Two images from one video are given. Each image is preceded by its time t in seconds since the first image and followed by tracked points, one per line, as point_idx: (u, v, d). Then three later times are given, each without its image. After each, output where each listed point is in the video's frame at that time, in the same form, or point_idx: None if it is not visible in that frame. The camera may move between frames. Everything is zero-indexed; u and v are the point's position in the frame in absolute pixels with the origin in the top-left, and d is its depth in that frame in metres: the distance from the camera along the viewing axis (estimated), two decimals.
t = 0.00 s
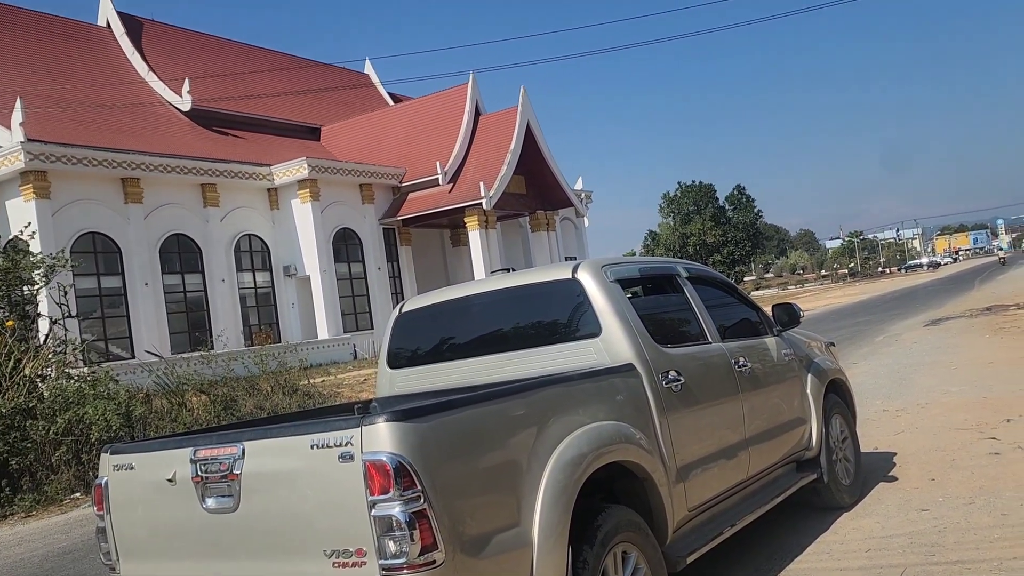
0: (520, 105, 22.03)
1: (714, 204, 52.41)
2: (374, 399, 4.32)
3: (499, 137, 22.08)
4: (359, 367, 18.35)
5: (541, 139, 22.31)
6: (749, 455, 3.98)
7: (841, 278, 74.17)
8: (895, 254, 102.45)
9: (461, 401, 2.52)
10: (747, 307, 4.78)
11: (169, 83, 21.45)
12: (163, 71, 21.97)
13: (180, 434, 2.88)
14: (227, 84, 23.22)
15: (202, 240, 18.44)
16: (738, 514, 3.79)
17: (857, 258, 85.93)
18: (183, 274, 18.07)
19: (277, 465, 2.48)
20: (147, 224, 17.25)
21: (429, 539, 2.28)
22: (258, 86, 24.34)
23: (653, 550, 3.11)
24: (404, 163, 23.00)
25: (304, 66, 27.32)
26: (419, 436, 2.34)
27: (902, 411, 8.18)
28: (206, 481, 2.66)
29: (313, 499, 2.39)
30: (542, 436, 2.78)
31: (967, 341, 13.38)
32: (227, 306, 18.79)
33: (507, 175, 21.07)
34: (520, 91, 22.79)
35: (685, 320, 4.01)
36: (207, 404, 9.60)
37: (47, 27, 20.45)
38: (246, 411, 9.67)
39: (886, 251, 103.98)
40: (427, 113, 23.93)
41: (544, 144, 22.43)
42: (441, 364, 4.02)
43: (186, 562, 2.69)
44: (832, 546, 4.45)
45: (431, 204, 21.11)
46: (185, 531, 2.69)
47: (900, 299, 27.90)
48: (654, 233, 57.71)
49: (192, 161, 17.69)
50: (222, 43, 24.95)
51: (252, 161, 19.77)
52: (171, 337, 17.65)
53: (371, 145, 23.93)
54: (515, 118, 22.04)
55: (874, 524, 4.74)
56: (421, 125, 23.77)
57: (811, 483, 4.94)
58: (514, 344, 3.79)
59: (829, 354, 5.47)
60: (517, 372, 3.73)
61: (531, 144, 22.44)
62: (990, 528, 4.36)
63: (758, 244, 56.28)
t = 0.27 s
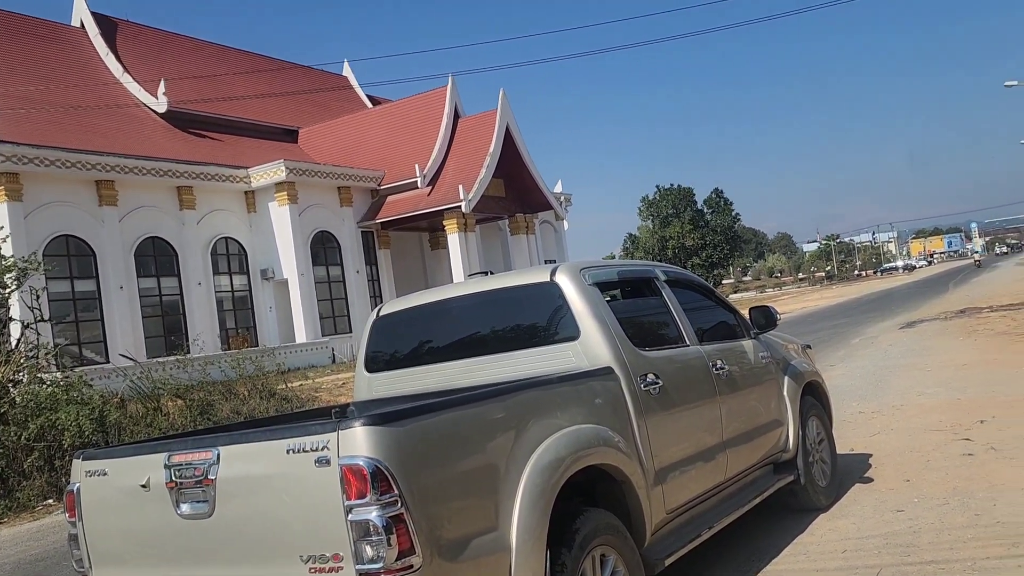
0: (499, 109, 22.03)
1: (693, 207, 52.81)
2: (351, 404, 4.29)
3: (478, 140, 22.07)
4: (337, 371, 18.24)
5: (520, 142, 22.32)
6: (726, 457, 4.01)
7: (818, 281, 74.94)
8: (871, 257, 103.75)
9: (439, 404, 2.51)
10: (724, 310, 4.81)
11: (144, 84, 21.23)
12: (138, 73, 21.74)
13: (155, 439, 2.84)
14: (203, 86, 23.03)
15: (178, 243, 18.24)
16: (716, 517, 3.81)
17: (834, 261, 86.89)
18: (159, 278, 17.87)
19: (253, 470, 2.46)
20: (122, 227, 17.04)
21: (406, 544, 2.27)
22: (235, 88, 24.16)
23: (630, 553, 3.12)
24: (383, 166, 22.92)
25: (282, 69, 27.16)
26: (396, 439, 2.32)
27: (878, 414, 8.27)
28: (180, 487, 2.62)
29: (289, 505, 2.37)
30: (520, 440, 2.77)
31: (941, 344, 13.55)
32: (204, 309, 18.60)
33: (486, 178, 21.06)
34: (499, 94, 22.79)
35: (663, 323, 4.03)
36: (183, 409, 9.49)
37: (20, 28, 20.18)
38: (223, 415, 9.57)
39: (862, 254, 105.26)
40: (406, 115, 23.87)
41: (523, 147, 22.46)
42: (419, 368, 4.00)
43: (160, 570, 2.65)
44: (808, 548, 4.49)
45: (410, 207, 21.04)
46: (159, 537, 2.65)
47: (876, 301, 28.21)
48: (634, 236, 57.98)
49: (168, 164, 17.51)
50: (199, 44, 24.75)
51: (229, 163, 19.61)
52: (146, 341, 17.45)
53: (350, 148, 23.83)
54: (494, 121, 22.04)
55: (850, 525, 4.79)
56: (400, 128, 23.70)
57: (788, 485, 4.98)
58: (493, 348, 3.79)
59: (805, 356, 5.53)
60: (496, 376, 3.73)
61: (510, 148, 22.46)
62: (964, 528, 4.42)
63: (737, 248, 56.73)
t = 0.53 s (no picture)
0: (475, 112, 22.05)
1: (666, 211, 53.27)
2: (324, 408, 4.26)
3: (453, 144, 22.06)
4: (311, 375, 18.10)
5: (495, 146, 22.35)
6: (699, 460, 4.04)
7: (789, 284, 75.87)
8: (842, 261, 105.22)
9: (412, 409, 2.50)
10: (697, 314, 4.85)
11: (115, 86, 20.93)
12: (108, 74, 21.42)
13: (124, 445, 2.81)
14: (175, 88, 22.76)
15: (149, 246, 18.01)
16: (689, 519, 3.84)
17: (805, 265, 87.99)
18: (129, 281, 17.61)
19: (224, 475, 2.43)
20: (91, 230, 16.77)
21: (379, 549, 2.26)
22: (208, 90, 23.92)
23: (604, 556, 3.13)
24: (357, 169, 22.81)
25: (256, 71, 26.94)
26: (369, 444, 2.32)
27: (848, 416, 8.39)
28: (149, 493, 2.59)
29: (260, 510, 2.35)
30: (494, 444, 2.78)
31: (910, 347, 13.79)
32: (175, 313, 18.36)
33: (461, 181, 21.04)
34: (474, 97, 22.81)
35: (637, 327, 4.06)
36: (153, 414, 9.36)
37: None
38: (194, 420, 9.44)
39: (833, 258, 106.74)
40: (380, 119, 23.80)
41: (497, 151, 22.49)
42: (393, 372, 3.99)
43: None
44: (780, 549, 4.54)
45: (385, 210, 20.96)
46: (127, 544, 2.61)
47: (847, 305, 28.62)
48: (608, 240, 58.28)
49: (138, 166, 17.26)
50: (171, 46, 24.48)
51: (202, 166, 19.40)
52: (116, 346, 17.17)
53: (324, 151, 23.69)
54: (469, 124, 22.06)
55: (821, 526, 4.85)
56: (375, 131, 23.62)
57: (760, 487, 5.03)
58: (467, 351, 3.79)
59: (777, 359, 5.59)
60: (470, 380, 3.72)
61: (485, 151, 22.47)
62: (932, 529, 4.50)
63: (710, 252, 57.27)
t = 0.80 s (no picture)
0: (447, 116, 22.04)
1: (638, 216, 53.70)
2: (295, 413, 4.23)
3: (425, 148, 22.01)
4: (282, 380, 17.92)
5: (468, 150, 22.35)
6: (671, 463, 4.07)
7: (759, 288, 76.80)
8: (811, 266, 106.70)
9: (383, 413, 2.49)
10: (669, 318, 4.89)
11: (81, 87, 20.59)
12: (75, 75, 21.07)
13: (89, 452, 2.76)
14: (143, 90, 22.45)
15: (116, 250, 17.72)
16: (660, 522, 3.87)
17: (775, 270, 89.07)
18: (96, 285, 17.31)
19: (192, 481, 2.40)
20: (57, 233, 16.46)
21: (350, 554, 2.25)
22: (177, 92, 23.63)
23: (576, 560, 3.14)
24: (329, 172, 22.67)
25: (226, 73, 26.68)
26: (340, 449, 2.30)
27: (817, 419, 8.51)
28: (116, 500, 2.55)
29: (229, 516, 2.33)
30: (466, 448, 2.78)
31: (877, 350, 14.03)
32: (143, 318, 18.09)
33: (434, 185, 21.00)
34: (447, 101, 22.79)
35: (609, 331, 4.09)
36: (121, 420, 9.19)
37: None
38: (163, 426, 9.30)
39: (803, 262, 108.24)
40: (353, 122, 23.68)
41: (470, 155, 22.49)
42: (364, 376, 3.97)
43: None
44: (750, 551, 4.59)
45: (357, 214, 20.85)
46: (93, 551, 2.57)
47: (816, 309, 29.04)
48: (581, 244, 58.54)
49: (106, 168, 16.99)
50: (140, 47, 24.16)
51: (171, 169, 19.14)
52: (83, 351, 16.86)
53: (296, 154, 23.51)
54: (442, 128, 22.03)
55: (791, 528, 4.92)
56: (347, 135, 23.50)
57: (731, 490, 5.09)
58: (438, 355, 3.78)
59: (747, 363, 5.65)
60: (442, 384, 3.72)
61: (457, 155, 22.46)
62: (899, 530, 4.57)
63: (682, 256, 57.78)
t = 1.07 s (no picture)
0: (420, 120, 22.00)
1: (611, 220, 54.07)
2: (265, 419, 4.20)
3: (398, 152, 21.95)
4: (253, 386, 17.72)
5: (440, 154, 22.32)
6: (642, 467, 4.11)
7: (730, 293, 77.67)
8: (782, 271, 108.07)
9: (354, 419, 2.49)
10: (640, 322, 4.94)
11: (47, 89, 20.24)
12: (41, 77, 20.71)
13: (54, 460, 2.72)
14: (111, 92, 22.13)
15: (83, 254, 17.42)
16: (632, 526, 3.90)
17: (746, 274, 90.09)
18: (62, 290, 16.99)
19: (160, 488, 2.38)
20: (22, 237, 16.14)
21: (320, 561, 2.25)
22: (145, 94, 23.33)
23: (548, 564, 3.15)
24: (301, 176, 22.51)
25: (196, 76, 26.39)
26: (311, 455, 2.30)
27: (786, 422, 8.62)
28: (82, 508, 2.52)
29: (198, 523, 2.31)
30: (438, 453, 2.78)
31: (845, 354, 14.24)
32: (111, 323, 17.79)
33: (407, 189, 20.93)
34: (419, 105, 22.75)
35: (581, 335, 4.11)
36: (87, 426, 9.03)
37: None
38: (131, 432, 9.15)
39: (773, 267, 109.61)
40: (325, 125, 23.55)
41: (443, 159, 22.47)
42: (335, 381, 3.96)
43: None
44: (721, 554, 4.64)
45: (329, 218, 20.72)
46: (58, 560, 2.53)
47: (787, 314, 29.41)
48: (553, 248, 58.73)
49: (72, 171, 16.71)
50: (109, 48, 23.82)
51: (140, 172, 18.88)
52: (48, 356, 16.53)
53: (267, 158, 23.32)
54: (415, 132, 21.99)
55: (760, 531, 4.98)
56: (319, 138, 23.35)
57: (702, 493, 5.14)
58: (410, 360, 3.78)
59: (718, 367, 5.72)
60: (414, 389, 3.72)
61: (430, 159, 22.42)
62: (866, 532, 4.65)
63: (654, 261, 58.23)
